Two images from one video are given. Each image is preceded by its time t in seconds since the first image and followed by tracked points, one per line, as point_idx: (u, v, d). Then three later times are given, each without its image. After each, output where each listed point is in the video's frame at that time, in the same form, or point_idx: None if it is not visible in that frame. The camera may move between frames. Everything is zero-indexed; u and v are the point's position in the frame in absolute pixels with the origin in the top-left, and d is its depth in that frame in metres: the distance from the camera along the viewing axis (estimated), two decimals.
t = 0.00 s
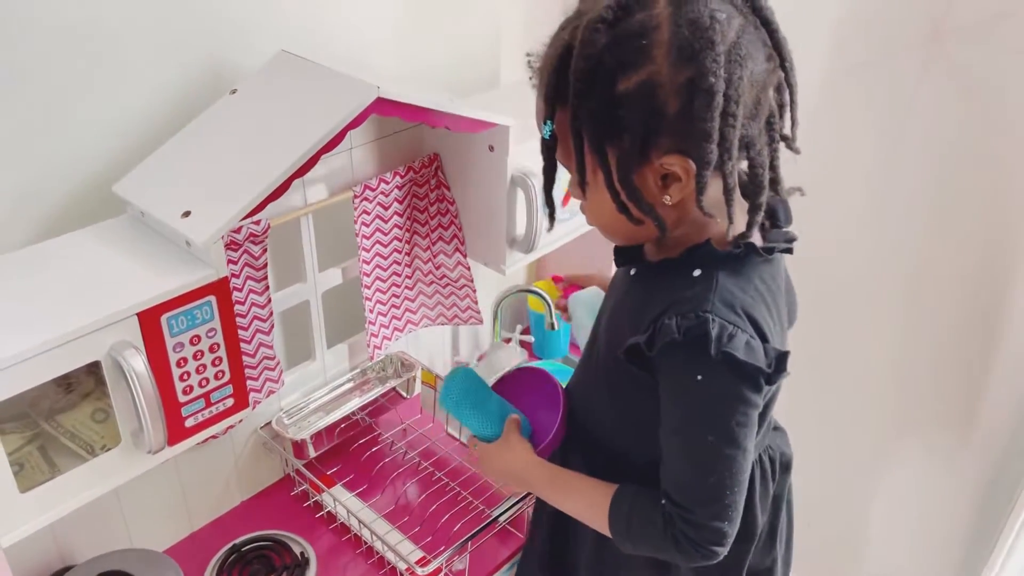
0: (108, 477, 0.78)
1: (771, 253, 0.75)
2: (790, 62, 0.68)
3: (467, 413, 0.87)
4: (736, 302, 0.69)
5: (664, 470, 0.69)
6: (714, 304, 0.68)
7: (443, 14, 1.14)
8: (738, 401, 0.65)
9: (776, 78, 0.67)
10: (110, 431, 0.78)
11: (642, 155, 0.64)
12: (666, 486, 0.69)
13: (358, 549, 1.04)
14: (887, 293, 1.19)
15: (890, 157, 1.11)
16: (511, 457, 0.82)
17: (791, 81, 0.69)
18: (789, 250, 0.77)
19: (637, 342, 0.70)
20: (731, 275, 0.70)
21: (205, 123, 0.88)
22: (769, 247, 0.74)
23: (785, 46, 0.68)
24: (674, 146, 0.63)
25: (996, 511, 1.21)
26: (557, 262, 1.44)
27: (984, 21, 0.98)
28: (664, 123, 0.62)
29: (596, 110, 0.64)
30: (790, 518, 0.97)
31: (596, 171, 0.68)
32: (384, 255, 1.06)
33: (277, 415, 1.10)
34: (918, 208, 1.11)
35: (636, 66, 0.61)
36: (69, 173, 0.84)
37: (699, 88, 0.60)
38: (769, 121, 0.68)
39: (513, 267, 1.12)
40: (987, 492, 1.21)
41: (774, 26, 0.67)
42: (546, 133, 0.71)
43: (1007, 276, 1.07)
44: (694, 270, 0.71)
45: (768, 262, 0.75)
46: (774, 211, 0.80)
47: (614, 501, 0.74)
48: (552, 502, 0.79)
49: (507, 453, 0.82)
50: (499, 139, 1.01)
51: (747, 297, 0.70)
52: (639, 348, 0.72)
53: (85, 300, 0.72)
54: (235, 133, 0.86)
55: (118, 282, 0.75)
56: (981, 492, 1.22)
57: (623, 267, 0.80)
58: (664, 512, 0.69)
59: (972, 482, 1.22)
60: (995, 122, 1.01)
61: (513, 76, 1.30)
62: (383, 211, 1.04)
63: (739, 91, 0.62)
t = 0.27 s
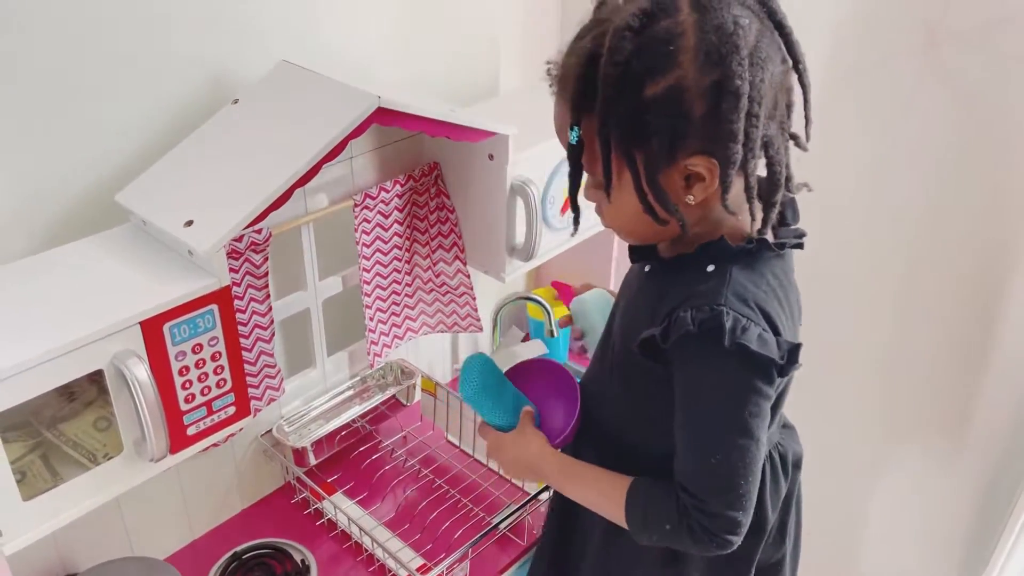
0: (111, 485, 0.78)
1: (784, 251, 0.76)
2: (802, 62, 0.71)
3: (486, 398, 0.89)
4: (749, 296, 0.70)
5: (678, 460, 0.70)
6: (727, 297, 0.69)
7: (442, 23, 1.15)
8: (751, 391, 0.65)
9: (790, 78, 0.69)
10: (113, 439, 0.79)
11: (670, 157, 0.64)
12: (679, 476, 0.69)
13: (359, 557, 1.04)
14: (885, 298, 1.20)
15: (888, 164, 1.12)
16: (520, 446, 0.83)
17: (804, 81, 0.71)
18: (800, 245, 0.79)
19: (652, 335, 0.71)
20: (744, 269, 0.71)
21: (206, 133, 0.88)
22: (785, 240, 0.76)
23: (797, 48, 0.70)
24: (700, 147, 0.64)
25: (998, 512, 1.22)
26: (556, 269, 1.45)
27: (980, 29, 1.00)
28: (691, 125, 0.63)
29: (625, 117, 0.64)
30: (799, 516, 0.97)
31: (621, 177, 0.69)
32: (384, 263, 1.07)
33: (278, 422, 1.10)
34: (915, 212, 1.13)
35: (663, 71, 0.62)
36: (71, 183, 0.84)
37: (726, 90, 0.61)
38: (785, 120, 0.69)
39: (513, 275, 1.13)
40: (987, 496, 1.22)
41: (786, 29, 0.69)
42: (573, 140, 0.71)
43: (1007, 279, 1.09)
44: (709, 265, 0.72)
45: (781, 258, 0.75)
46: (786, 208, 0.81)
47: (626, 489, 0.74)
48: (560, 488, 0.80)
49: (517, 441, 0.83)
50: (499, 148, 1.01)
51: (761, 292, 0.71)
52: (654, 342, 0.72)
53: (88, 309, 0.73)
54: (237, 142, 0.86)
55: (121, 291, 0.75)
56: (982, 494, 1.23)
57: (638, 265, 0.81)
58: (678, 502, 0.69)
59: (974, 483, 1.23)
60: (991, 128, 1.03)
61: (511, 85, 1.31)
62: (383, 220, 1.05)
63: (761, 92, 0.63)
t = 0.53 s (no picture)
0: (112, 495, 0.79)
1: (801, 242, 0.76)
2: (815, 59, 0.72)
3: (512, 402, 0.84)
4: (774, 285, 0.71)
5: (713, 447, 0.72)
6: (755, 286, 0.70)
7: (441, 34, 1.15)
8: (785, 375, 0.67)
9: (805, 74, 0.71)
10: (114, 449, 0.79)
11: (697, 151, 0.65)
12: (718, 464, 0.71)
13: (359, 566, 1.04)
14: (883, 305, 1.20)
15: (885, 172, 1.13)
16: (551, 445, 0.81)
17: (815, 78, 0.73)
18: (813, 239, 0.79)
19: (687, 327, 0.71)
20: (769, 258, 0.73)
21: (207, 143, 0.89)
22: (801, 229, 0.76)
23: (809, 45, 0.72)
24: (726, 141, 0.65)
25: (997, 518, 1.23)
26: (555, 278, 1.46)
27: (971, 38, 1.01)
28: (718, 120, 0.64)
29: (653, 113, 0.65)
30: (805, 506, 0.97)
31: (647, 172, 0.69)
32: (383, 272, 1.07)
33: (277, 432, 1.10)
34: (911, 220, 1.13)
35: (690, 68, 0.63)
36: (72, 194, 0.85)
37: (751, 85, 0.63)
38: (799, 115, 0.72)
39: (512, 283, 1.14)
40: (986, 503, 1.22)
41: (799, 27, 0.71)
42: (599, 137, 0.70)
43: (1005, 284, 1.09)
44: (731, 257, 0.73)
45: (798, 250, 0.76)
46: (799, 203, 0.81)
47: (666, 482, 0.75)
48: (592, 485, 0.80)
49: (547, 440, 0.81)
50: (498, 157, 1.02)
51: (782, 277, 0.73)
52: (684, 333, 0.73)
53: (90, 319, 0.73)
54: (239, 153, 0.87)
55: (123, 301, 0.76)
56: (982, 499, 1.23)
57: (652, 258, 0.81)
58: (719, 488, 0.71)
59: (974, 488, 1.23)
60: (987, 136, 1.03)
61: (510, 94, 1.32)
62: (383, 229, 1.05)
63: (782, 86, 0.65)
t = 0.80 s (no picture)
0: (112, 503, 0.78)
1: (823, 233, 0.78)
2: (832, 59, 0.75)
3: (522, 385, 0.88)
4: (801, 273, 0.74)
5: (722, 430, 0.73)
6: (784, 274, 0.73)
7: (440, 42, 1.16)
8: (807, 363, 0.69)
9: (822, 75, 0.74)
10: (114, 458, 0.79)
11: (727, 151, 0.68)
12: (726, 446, 0.73)
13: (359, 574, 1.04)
14: (881, 310, 1.21)
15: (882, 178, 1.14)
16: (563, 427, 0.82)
17: (834, 78, 0.76)
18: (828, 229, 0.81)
19: (716, 309, 0.73)
20: (793, 247, 0.75)
21: (207, 151, 0.89)
22: (823, 219, 0.78)
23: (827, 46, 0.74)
24: (754, 141, 0.68)
25: (998, 520, 1.23)
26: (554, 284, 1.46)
27: (966, 44, 1.02)
28: (746, 122, 0.67)
29: (686, 119, 0.67)
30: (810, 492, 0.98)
31: (677, 172, 0.71)
32: (383, 279, 1.07)
33: (277, 440, 1.10)
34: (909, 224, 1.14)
35: (720, 73, 0.66)
36: (72, 202, 0.85)
37: (778, 88, 0.66)
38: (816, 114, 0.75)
39: (512, 291, 1.13)
40: (986, 507, 1.23)
41: (818, 28, 0.73)
42: (632, 143, 0.71)
43: (1002, 287, 1.10)
44: (757, 247, 0.75)
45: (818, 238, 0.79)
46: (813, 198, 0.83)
47: (670, 463, 0.77)
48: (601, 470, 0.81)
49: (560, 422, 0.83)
50: (497, 164, 1.02)
51: (806, 267, 0.75)
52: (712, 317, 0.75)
53: (90, 327, 0.73)
54: (238, 161, 0.87)
55: (123, 310, 0.76)
56: (983, 501, 1.23)
57: (671, 249, 0.83)
58: (724, 471, 0.73)
59: (974, 491, 1.23)
60: (985, 142, 1.04)
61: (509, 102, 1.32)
62: (382, 236, 1.05)
63: (806, 88, 0.69)
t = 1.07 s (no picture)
0: (110, 510, 0.78)
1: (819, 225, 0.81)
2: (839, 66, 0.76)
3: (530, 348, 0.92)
4: (811, 263, 0.75)
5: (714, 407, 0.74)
6: (795, 262, 0.74)
7: (436, 47, 1.16)
8: (811, 348, 0.71)
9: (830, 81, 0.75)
10: (112, 465, 0.79)
11: (737, 156, 0.68)
12: (714, 424, 0.73)
13: None
14: (877, 314, 1.21)
15: (878, 181, 1.14)
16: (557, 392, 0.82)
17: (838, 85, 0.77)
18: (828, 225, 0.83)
19: (731, 292, 0.74)
20: (801, 237, 0.77)
21: (204, 157, 0.89)
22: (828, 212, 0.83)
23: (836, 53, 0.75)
24: (764, 147, 0.68)
25: (996, 522, 1.23)
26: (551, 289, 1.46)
27: (960, 48, 1.02)
28: (758, 129, 0.67)
29: (699, 126, 0.67)
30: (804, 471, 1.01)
31: (688, 176, 0.71)
32: (380, 285, 1.07)
33: (274, 446, 1.10)
34: (905, 228, 1.14)
35: (734, 81, 0.66)
36: (68, 209, 0.85)
37: (790, 96, 0.67)
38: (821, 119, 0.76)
39: (510, 295, 1.13)
40: (985, 510, 1.23)
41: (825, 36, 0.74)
42: (644, 147, 0.71)
43: (998, 290, 1.09)
44: (767, 238, 0.76)
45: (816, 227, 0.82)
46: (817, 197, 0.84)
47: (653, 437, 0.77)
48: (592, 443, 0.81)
49: (555, 386, 0.83)
50: (494, 169, 1.02)
51: (814, 255, 0.77)
52: (724, 301, 0.76)
53: (87, 334, 0.73)
54: (235, 167, 0.87)
55: (120, 316, 0.76)
56: (981, 503, 1.23)
57: (675, 243, 0.84)
58: (706, 448, 0.74)
59: (972, 493, 1.23)
60: (980, 146, 1.04)
61: (506, 107, 1.32)
62: (380, 241, 1.05)
63: (816, 97, 0.70)
